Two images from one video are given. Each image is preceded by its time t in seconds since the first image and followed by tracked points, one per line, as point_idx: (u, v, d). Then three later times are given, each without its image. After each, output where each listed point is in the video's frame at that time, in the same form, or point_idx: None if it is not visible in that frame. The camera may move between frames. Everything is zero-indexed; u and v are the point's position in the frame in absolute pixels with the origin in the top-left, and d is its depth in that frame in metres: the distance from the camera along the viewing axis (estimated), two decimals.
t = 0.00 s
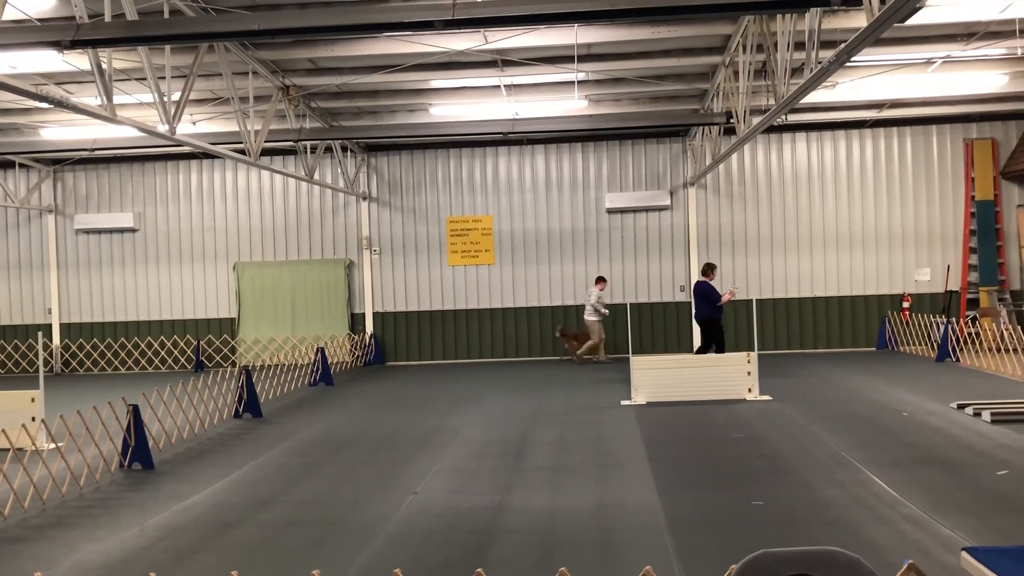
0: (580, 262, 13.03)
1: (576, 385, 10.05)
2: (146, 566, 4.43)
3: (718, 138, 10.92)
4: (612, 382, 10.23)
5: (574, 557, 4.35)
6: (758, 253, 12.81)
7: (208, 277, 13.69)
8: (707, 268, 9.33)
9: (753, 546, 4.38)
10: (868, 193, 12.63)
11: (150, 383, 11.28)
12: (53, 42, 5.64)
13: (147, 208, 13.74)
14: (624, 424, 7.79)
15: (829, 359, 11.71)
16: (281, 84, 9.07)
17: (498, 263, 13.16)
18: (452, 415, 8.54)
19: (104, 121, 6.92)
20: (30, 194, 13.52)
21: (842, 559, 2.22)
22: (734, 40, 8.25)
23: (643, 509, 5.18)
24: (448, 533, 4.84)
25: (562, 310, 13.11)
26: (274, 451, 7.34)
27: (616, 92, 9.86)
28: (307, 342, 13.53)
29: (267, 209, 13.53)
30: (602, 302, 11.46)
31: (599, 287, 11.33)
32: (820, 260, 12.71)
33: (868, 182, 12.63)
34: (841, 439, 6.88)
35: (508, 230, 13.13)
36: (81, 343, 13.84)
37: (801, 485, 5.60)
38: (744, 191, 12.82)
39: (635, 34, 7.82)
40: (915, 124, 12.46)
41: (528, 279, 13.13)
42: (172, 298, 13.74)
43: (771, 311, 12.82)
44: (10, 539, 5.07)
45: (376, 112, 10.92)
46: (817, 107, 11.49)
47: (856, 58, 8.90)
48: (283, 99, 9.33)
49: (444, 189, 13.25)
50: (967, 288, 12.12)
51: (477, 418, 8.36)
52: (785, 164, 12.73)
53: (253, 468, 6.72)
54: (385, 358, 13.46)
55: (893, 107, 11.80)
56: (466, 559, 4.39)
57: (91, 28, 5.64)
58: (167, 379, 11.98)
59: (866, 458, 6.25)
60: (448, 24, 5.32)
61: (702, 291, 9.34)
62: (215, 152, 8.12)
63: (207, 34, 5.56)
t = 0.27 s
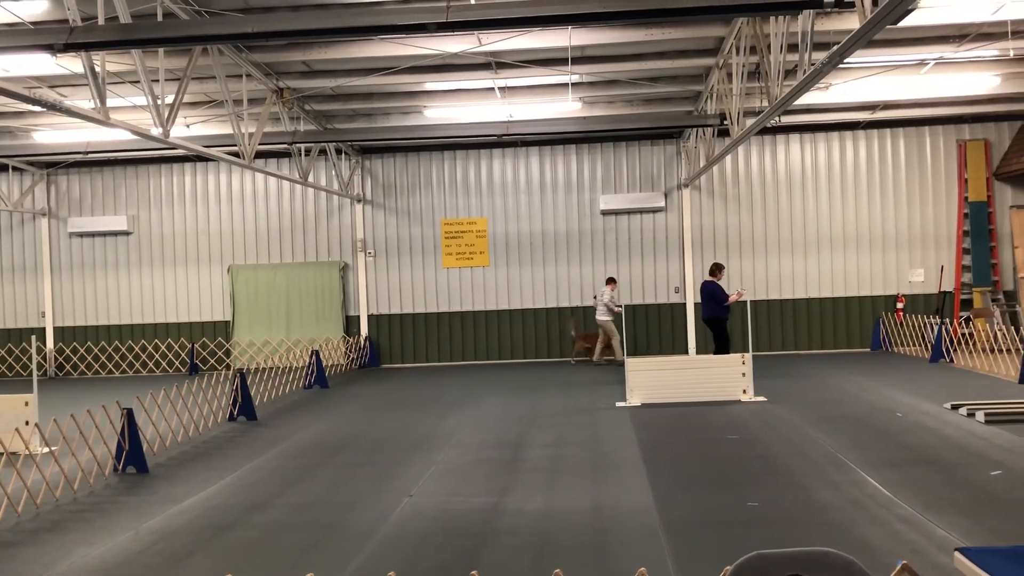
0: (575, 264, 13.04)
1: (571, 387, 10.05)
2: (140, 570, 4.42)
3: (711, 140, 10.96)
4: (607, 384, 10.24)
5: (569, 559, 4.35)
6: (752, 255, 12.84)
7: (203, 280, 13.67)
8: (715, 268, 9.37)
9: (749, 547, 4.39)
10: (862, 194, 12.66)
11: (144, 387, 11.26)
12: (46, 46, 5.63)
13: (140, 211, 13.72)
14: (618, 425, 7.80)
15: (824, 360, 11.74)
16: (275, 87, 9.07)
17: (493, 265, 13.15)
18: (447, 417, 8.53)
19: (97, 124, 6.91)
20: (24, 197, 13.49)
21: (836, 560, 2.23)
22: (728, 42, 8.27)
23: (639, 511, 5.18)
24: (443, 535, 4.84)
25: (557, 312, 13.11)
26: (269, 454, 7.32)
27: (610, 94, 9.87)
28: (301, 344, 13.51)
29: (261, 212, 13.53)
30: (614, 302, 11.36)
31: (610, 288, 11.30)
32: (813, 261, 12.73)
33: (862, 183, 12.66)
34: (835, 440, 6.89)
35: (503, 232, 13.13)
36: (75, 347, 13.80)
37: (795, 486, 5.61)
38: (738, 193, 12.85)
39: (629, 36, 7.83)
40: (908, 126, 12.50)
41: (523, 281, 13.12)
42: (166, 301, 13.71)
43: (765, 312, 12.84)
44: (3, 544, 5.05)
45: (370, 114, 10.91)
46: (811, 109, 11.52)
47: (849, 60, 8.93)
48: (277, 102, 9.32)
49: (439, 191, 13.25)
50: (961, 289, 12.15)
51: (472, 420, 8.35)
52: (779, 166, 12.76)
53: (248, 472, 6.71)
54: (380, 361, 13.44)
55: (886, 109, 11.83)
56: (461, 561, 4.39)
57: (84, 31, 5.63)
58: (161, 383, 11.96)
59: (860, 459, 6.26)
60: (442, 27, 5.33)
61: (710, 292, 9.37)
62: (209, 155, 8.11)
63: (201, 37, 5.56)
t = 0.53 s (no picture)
0: (570, 267, 13.05)
1: (566, 390, 10.05)
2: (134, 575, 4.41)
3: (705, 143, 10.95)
4: (603, 386, 10.25)
5: (565, 562, 4.35)
6: (747, 257, 12.86)
7: (198, 285, 13.66)
8: (722, 270, 9.40)
9: (744, 549, 4.40)
10: (856, 196, 12.69)
11: (138, 391, 11.23)
12: (39, 50, 5.62)
13: (135, 216, 13.71)
14: (614, 428, 7.80)
15: (819, 362, 11.75)
16: (269, 90, 9.07)
17: (488, 269, 13.16)
18: (443, 421, 8.54)
19: (91, 129, 6.89)
20: (18, 202, 13.46)
21: (829, 561, 2.23)
22: (721, 45, 8.30)
23: (635, 513, 5.19)
24: (439, 538, 4.84)
25: (552, 315, 13.12)
26: (264, 458, 7.32)
27: (605, 97, 9.89)
28: (297, 348, 13.50)
29: (256, 216, 13.52)
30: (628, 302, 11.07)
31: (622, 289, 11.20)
32: (808, 263, 12.76)
33: (856, 185, 12.69)
34: (830, 442, 6.91)
35: (498, 235, 13.14)
36: (69, 351, 13.77)
37: (791, 488, 5.62)
38: (732, 195, 12.87)
39: (623, 39, 7.85)
40: (901, 128, 12.54)
41: (518, 284, 13.13)
42: (161, 306, 13.69)
43: (760, 314, 12.87)
44: None
45: (365, 118, 10.92)
46: (804, 111, 11.55)
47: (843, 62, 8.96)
48: (271, 105, 9.32)
49: (434, 195, 13.26)
50: (955, 290, 12.19)
51: (468, 423, 8.35)
52: (774, 168, 12.78)
53: (243, 476, 6.70)
54: (376, 364, 13.43)
55: (880, 111, 11.86)
56: (457, 564, 4.39)
57: (78, 36, 5.62)
58: (156, 387, 11.93)
59: (855, 460, 6.28)
60: (436, 30, 5.35)
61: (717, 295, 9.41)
62: (203, 159, 8.10)
63: (195, 41, 5.56)
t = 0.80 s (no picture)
0: (565, 270, 13.06)
1: (561, 393, 10.06)
2: None
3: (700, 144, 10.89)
4: (598, 389, 10.25)
5: (560, 564, 4.35)
6: (742, 259, 12.88)
7: (192, 288, 13.64)
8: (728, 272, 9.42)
9: (739, 551, 4.40)
10: (850, 199, 12.71)
11: (132, 395, 11.20)
12: (33, 54, 5.60)
13: (129, 219, 13.69)
14: (609, 430, 7.81)
15: (814, 364, 11.77)
16: (264, 94, 9.07)
17: (483, 271, 13.16)
18: (438, 423, 8.53)
19: (85, 132, 6.88)
20: (12, 206, 13.44)
21: (820, 562, 2.24)
22: (716, 47, 8.31)
23: (630, 515, 5.19)
24: (435, 541, 4.84)
25: (548, 317, 13.12)
26: (259, 462, 7.30)
27: (599, 100, 9.91)
28: (292, 352, 13.48)
29: (251, 219, 13.51)
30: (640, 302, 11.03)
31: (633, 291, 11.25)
32: (802, 265, 12.78)
33: (850, 188, 12.71)
34: (825, 443, 6.92)
35: (493, 238, 13.13)
36: (64, 355, 13.74)
37: (785, 489, 5.62)
38: (727, 198, 12.89)
39: (617, 42, 7.87)
40: (895, 130, 12.57)
41: (513, 286, 13.13)
42: (156, 309, 13.67)
43: (755, 316, 12.88)
44: None
45: (359, 121, 10.92)
46: (798, 114, 11.58)
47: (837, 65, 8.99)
48: (266, 108, 9.31)
49: (429, 197, 13.26)
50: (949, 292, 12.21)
51: (463, 426, 8.35)
52: (768, 170, 12.81)
53: (238, 479, 6.68)
54: (371, 367, 13.41)
55: (874, 113, 11.88)
56: (452, 567, 4.39)
57: (71, 39, 5.61)
58: (150, 391, 11.91)
59: (850, 462, 6.29)
60: (430, 33, 5.36)
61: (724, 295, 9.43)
62: (198, 162, 8.09)
63: (189, 44, 5.56)
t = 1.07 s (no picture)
0: (559, 271, 13.06)
1: (555, 394, 10.05)
2: None
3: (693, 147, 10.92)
4: (591, 390, 10.26)
5: (553, 566, 4.34)
6: (735, 261, 12.90)
7: (185, 290, 13.60)
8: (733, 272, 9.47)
9: (732, 552, 4.40)
10: (843, 200, 12.74)
11: (125, 397, 11.16)
12: (24, 55, 5.58)
13: (122, 221, 13.65)
14: (602, 432, 7.80)
15: (806, 365, 11.79)
16: (257, 95, 9.05)
17: (477, 273, 13.15)
18: (432, 425, 8.52)
19: (77, 133, 6.85)
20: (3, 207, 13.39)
21: (814, 563, 2.24)
22: (709, 49, 8.33)
23: (623, 517, 5.19)
24: (428, 543, 4.83)
25: (541, 319, 13.11)
26: (252, 464, 7.28)
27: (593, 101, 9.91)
28: (285, 353, 13.45)
29: (243, 221, 13.48)
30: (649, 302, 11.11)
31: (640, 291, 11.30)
32: (795, 266, 12.81)
33: (843, 189, 12.75)
34: (818, 444, 6.93)
35: (487, 239, 13.13)
36: (55, 357, 13.69)
37: (779, 491, 5.62)
38: (720, 199, 12.92)
39: (611, 43, 7.87)
40: (888, 132, 12.61)
41: (507, 288, 13.13)
42: (148, 311, 13.62)
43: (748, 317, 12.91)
44: None
45: (353, 122, 10.91)
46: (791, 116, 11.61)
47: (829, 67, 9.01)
48: (258, 110, 9.30)
49: (422, 199, 13.26)
50: (941, 293, 12.25)
51: (456, 428, 8.34)
52: (761, 172, 12.83)
53: (231, 482, 6.66)
54: (364, 369, 13.38)
55: (866, 115, 11.90)
56: (445, 569, 4.38)
57: (63, 40, 5.59)
58: (143, 393, 11.87)
59: (843, 463, 6.30)
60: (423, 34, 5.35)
61: (726, 295, 9.50)
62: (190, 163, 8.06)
63: (182, 45, 5.54)
